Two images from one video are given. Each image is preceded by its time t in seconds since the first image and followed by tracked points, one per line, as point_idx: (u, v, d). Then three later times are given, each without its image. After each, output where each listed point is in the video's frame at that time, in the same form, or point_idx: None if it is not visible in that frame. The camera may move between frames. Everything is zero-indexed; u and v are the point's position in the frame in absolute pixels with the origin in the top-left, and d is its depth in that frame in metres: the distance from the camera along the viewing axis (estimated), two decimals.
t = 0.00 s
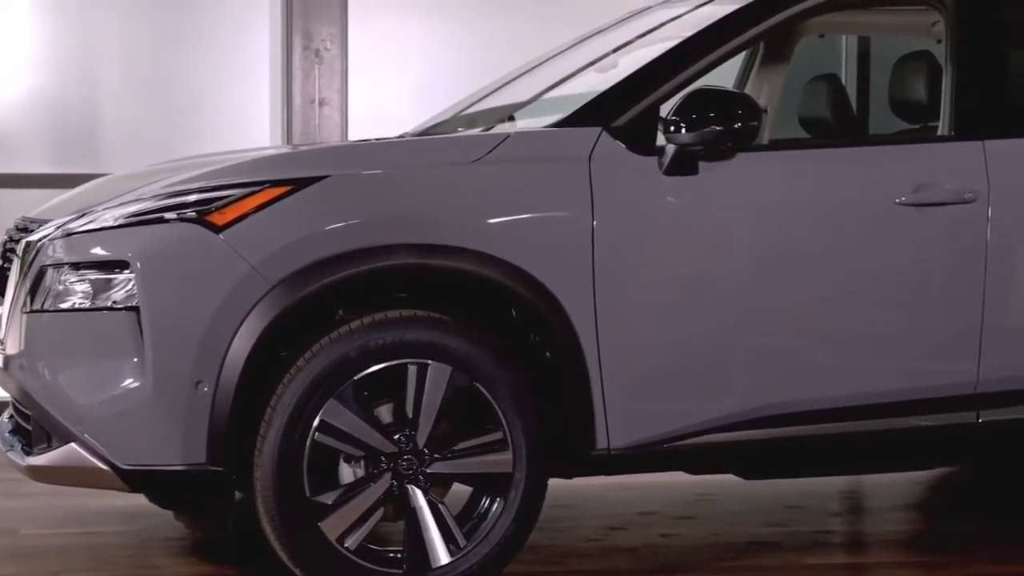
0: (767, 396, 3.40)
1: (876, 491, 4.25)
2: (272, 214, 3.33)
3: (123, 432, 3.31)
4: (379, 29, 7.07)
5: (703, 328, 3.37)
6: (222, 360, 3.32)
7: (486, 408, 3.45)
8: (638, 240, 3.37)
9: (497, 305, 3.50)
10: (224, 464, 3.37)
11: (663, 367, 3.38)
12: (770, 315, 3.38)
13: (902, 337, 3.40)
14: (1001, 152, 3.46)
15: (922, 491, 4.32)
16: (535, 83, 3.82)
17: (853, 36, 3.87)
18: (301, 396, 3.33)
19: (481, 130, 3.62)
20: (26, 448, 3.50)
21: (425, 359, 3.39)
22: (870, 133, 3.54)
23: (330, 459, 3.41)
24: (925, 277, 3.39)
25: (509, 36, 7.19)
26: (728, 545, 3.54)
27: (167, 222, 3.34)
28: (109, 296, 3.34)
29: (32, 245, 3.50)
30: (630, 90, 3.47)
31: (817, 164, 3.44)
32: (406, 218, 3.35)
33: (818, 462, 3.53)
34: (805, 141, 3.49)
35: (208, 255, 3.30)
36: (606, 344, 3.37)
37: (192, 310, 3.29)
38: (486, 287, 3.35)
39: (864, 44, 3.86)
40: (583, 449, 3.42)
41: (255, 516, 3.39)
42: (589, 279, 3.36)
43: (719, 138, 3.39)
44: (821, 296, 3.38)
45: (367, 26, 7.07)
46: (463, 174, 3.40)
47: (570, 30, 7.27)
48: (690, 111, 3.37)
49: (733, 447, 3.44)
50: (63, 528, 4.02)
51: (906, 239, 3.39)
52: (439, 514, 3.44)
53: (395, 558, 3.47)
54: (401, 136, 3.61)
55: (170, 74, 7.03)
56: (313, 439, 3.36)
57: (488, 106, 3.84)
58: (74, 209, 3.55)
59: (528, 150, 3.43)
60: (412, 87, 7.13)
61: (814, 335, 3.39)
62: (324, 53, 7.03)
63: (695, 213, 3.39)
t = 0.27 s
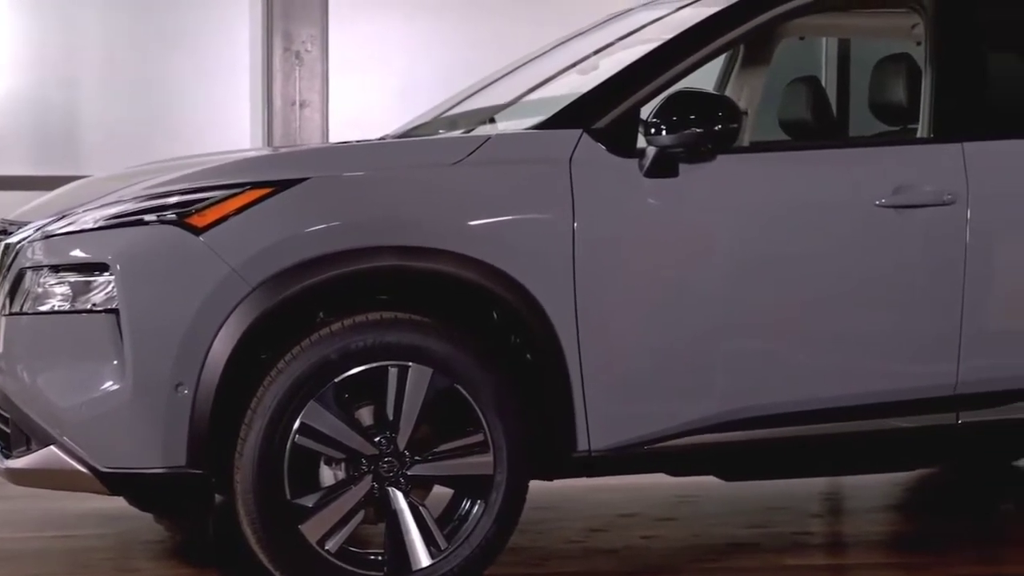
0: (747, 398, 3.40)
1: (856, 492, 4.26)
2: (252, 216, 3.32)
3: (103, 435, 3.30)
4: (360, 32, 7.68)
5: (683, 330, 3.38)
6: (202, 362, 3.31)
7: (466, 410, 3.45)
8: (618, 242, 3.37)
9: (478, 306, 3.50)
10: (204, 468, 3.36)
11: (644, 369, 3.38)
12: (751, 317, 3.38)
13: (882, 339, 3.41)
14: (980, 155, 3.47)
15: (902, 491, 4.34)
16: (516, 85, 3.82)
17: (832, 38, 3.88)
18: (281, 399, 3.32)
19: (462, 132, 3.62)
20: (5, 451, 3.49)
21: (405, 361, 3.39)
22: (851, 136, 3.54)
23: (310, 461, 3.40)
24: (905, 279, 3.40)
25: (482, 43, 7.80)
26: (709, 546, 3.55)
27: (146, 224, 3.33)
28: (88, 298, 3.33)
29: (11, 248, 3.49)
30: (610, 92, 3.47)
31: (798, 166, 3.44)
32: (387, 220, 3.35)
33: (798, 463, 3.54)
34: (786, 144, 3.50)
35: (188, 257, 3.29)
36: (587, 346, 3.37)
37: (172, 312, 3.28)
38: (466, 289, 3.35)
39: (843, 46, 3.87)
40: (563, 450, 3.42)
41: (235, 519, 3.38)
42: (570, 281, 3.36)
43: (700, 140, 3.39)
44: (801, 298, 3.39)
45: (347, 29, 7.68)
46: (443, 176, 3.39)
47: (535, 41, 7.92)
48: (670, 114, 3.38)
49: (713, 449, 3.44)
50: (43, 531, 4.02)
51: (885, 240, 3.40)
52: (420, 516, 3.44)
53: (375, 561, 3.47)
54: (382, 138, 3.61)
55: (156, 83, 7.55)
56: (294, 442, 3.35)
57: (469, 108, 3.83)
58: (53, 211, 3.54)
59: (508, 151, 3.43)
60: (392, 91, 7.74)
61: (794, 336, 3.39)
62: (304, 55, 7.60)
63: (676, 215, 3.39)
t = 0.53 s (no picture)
0: (726, 402, 3.40)
1: (837, 497, 4.26)
2: (231, 221, 3.32)
3: (81, 441, 3.29)
4: (339, 35, 7.36)
5: (663, 334, 3.38)
6: (181, 367, 3.30)
7: (446, 415, 3.45)
8: (598, 247, 3.37)
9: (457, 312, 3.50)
10: (183, 473, 3.35)
11: (623, 374, 3.38)
12: (730, 321, 3.39)
13: (860, 343, 3.42)
14: (958, 159, 3.48)
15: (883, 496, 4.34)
16: (495, 90, 3.82)
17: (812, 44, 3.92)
18: (261, 404, 3.31)
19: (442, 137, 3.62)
20: None
21: (385, 366, 3.38)
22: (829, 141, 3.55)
23: (289, 466, 3.39)
24: (883, 283, 3.41)
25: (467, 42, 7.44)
26: (688, 551, 3.54)
27: (125, 229, 3.32)
28: (67, 303, 3.32)
29: None
30: (590, 96, 3.47)
31: (777, 170, 3.45)
32: (366, 224, 3.35)
33: (778, 468, 3.54)
34: (765, 148, 3.51)
35: (167, 262, 3.28)
36: (566, 351, 3.37)
37: (151, 317, 3.27)
38: (446, 294, 3.35)
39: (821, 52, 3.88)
40: (543, 455, 3.42)
41: (214, 525, 3.37)
42: (550, 286, 3.36)
43: (679, 145, 3.39)
44: (780, 303, 3.39)
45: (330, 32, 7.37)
46: (422, 180, 3.39)
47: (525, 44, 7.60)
48: (650, 119, 3.38)
49: (693, 453, 3.45)
50: (21, 537, 4.00)
51: (864, 245, 3.41)
52: (400, 522, 3.44)
53: (354, 567, 3.46)
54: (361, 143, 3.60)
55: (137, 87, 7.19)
56: (273, 447, 3.34)
57: (448, 113, 3.83)
58: (31, 217, 3.52)
59: (488, 156, 3.43)
60: (374, 91, 7.36)
61: (773, 341, 3.40)
62: (284, 60, 7.34)
63: (655, 220, 3.39)
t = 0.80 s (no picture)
0: (710, 408, 3.41)
1: (819, 501, 4.27)
2: (214, 227, 3.31)
3: (63, 447, 3.28)
4: (323, 39, 7.76)
5: (646, 340, 3.38)
6: (163, 373, 3.29)
7: (429, 421, 3.45)
8: (581, 253, 3.38)
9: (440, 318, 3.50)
10: (165, 480, 3.34)
11: (607, 380, 3.38)
12: (712, 327, 3.39)
13: (843, 349, 3.43)
14: (939, 166, 3.49)
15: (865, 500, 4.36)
16: (478, 97, 3.81)
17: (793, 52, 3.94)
18: (243, 410, 3.30)
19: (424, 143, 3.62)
20: None
21: (367, 372, 3.38)
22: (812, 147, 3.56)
23: (272, 473, 3.38)
24: (865, 289, 3.42)
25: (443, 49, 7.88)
26: (672, 557, 3.54)
27: (107, 235, 3.31)
28: (48, 310, 3.30)
29: None
30: (573, 103, 3.47)
31: (760, 176, 3.45)
32: (349, 230, 3.34)
33: (760, 473, 3.54)
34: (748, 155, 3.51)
35: (148, 268, 3.28)
36: (549, 357, 3.37)
37: (132, 323, 3.27)
38: (429, 300, 3.35)
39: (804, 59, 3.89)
40: (526, 461, 3.41)
41: (196, 532, 3.37)
42: (533, 292, 3.36)
43: (662, 151, 3.39)
44: (762, 309, 3.40)
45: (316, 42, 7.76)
46: (405, 187, 3.39)
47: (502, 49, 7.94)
48: (632, 125, 3.39)
49: (676, 459, 3.45)
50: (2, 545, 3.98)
51: (845, 251, 3.42)
52: (383, 528, 3.45)
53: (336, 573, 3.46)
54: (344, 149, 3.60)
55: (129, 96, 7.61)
56: (256, 453, 3.34)
57: (431, 119, 3.83)
58: (11, 223, 3.51)
59: (471, 163, 3.43)
60: (358, 96, 7.80)
61: (756, 347, 3.40)
62: (265, 65, 7.69)
63: (638, 226, 3.40)
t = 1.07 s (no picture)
0: (691, 412, 3.41)
1: (800, 505, 4.28)
2: (194, 231, 3.30)
3: (43, 453, 3.27)
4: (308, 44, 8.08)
5: (628, 344, 3.38)
6: (143, 378, 3.28)
7: (411, 425, 3.44)
8: (562, 257, 3.37)
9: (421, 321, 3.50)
10: (146, 484, 3.33)
11: (589, 384, 3.38)
12: (694, 331, 3.39)
13: (824, 352, 3.43)
14: (920, 170, 3.50)
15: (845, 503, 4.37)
16: (460, 100, 3.81)
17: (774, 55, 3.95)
18: (224, 415, 3.30)
19: (405, 147, 3.62)
20: None
21: (349, 377, 3.38)
22: (792, 152, 3.57)
23: (253, 477, 3.38)
24: (846, 293, 3.43)
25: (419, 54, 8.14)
26: (653, 560, 3.55)
27: (87, 239, 3.29)
28: (28, 314, 3.29)
29: None
30: (555, 107, 3.47)
31: (742, 180, 3.45)
32: (330, 235, 3.34)
33: (742, 477, 3.54)
34: (729, 159, 3.51)
35: (129, 273, 3.26)
36: (531, 361, 3.37)
37: (113, 327, 3.25)
38: (410, 304, 3.35)
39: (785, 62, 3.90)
40: (508, 464, 3.41)
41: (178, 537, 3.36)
42: (514, 296, 3.36)
43: (643, 155, 3.39)
44: (743, 313, 3.40)
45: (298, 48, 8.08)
46: (386, 190, 3.38)
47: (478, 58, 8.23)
48: (614, 129, 3.38)
49: (658, 463, 3.45)
50: None
51: (827, 255, 3.42)
52: (364, 532, 3.45)
53: None
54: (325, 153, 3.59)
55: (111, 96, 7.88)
56: (237, 458, 3.33)
57: (413, 123, 3.83)
58: None
59: (452, 167, 3.42)
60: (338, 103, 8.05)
61: (737, 350, 3.40)
62: (247, 69, 8.00)
63: (620, 230, 3.39)
